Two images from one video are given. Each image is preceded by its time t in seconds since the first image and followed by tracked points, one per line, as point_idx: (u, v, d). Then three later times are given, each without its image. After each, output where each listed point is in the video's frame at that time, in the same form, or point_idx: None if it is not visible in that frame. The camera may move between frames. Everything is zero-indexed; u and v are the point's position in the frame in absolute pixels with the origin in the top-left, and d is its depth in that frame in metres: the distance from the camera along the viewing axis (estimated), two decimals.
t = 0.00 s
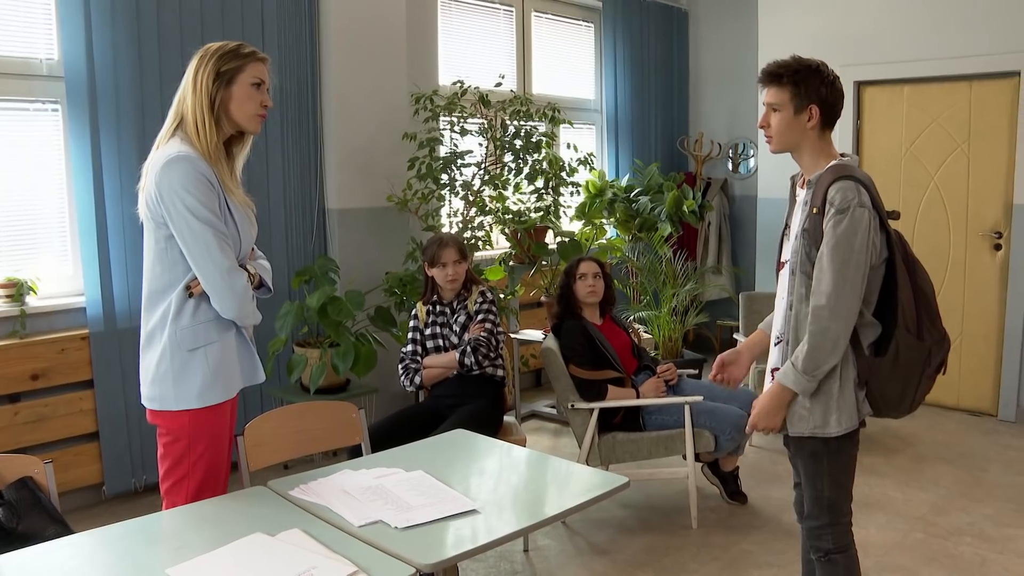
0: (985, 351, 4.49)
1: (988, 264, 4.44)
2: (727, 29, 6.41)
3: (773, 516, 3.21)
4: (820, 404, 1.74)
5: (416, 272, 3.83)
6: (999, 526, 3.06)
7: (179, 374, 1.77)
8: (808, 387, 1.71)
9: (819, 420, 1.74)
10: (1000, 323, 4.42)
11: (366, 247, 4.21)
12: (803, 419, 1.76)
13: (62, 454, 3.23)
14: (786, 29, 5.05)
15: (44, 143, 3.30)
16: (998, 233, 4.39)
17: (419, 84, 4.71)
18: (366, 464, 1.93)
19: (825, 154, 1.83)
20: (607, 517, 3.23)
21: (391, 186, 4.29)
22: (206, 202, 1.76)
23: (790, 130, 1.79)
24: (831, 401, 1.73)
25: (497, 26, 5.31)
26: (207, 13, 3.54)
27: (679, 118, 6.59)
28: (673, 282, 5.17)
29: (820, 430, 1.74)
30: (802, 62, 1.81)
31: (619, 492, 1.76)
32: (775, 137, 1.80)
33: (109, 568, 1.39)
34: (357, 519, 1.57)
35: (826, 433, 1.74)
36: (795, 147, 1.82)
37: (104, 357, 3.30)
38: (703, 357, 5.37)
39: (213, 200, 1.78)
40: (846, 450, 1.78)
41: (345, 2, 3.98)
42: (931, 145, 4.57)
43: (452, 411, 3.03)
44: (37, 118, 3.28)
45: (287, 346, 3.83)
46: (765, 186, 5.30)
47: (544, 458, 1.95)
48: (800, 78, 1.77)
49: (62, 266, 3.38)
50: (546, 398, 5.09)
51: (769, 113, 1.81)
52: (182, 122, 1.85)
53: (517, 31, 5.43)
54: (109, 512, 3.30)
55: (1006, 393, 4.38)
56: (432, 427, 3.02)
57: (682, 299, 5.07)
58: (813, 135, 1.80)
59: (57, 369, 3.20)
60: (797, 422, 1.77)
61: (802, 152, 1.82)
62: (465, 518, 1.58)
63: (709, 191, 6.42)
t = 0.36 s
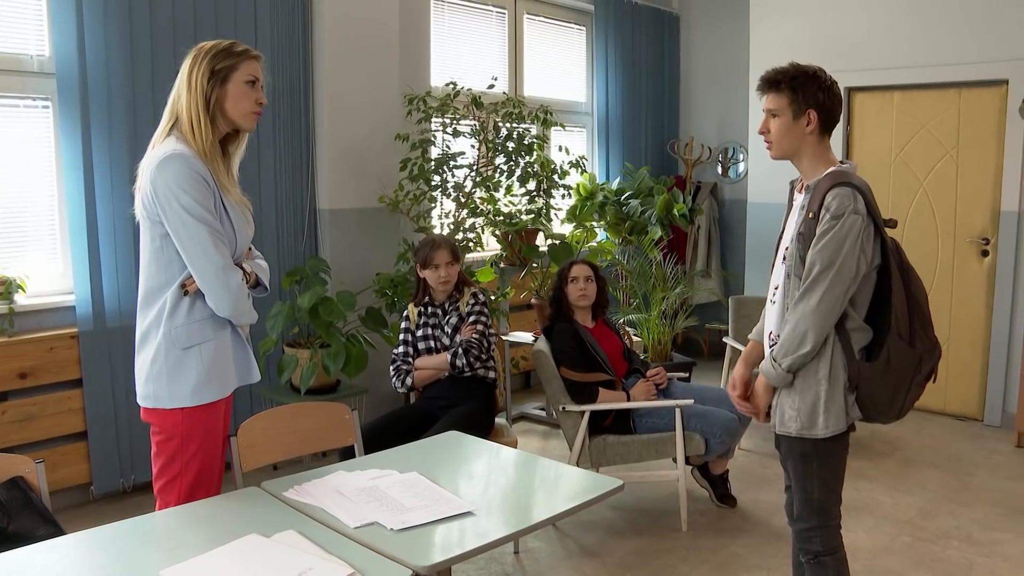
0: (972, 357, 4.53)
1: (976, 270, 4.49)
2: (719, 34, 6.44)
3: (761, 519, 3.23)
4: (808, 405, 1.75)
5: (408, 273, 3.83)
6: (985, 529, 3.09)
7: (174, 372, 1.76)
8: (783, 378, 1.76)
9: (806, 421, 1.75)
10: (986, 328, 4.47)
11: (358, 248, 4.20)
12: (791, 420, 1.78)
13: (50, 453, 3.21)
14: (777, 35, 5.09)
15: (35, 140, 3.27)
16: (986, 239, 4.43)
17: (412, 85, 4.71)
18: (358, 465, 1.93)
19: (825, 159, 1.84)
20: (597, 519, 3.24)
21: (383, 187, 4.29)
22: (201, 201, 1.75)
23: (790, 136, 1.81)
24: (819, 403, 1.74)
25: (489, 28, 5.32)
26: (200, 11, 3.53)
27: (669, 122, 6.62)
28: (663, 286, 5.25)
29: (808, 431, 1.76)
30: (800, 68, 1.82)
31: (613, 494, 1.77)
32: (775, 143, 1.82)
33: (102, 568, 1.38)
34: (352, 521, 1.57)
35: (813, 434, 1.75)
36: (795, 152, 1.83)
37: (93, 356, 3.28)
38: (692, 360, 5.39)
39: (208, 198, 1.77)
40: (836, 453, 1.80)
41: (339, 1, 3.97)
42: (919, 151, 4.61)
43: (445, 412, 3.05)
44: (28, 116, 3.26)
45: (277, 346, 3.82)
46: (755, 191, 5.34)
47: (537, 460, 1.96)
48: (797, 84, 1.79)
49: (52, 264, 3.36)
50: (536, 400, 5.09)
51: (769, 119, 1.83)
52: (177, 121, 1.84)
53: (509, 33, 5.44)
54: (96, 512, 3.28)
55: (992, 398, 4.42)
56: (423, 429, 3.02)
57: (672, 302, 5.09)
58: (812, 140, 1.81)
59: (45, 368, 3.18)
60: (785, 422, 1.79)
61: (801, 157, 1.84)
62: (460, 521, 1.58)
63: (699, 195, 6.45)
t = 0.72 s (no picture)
0: (963, 359, 4.56)
1: (968, 273, 4.52)
2: (713, 36, 6.46)
3: (756, 520, 3.24)
4: (810, 403, 1.77)
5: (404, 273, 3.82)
6: (978, 530, 3.11)
7: (181, 370, 1.76)
8: (788, 380, 1.77)
9: (808, 419, 1.77)
10: (978, 330, 4.50)
11: (353, 247, 4.20)
12: (793, 418, 1.79)
13: (44, 452, 3.19)
14: (770, 37, 5.13)
15: (30, 137, 3.25)
16: (978, 242, 4.46)
17: (407, 84, 4.71)
18: (359, 465, 1.92)
19: (829, 162, 1.85)
20: (593, 519, 3.24)
21: (378, 186, 4.28)
22: (206, 199, 1.75)
23: (793, 140, 1.81)
24: (821, 402, 1.75)
25: (484, 28, 5.31)
26: (196, 9, 3.51)
27: (662, 123, 6.64)
28: (656, 287, 5.11)
29: (809, 429, 1.77)
30: (801, 72, 1.83)
31: (615, 495, 1.78)
32: (779, 147, 1.82)
33: (104, 569, 1.38)
34: (355, 521, 1.56)
35: (815, 432, 1.77)
36: (799, 156, 1.84)
37: (87, 355, 3.26)
38: (685, 361, 5.41)
39: (213, 196, 1.77)
40: (836, 452, 1.81)
41: None
42: (912, 155, 4.64)
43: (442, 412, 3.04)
44: (22, 112, 3.23)
45: (273, 346, 3.80)
46: (748, 193, 5.36)
47: (538, 461, 1.96)
48: (799, 89, 1.79)
49: (45, 262, 3.33)
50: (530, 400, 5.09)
51: (772, 124, 1.84)
52: (177, 119, 1.83)
53: (504, 33, 5.44)
54: (90, 511, 3.26)
55: (983, 400, 4.46)
56: (420, 428, 3.02)
57: (665, 303, 5.11)
58: (816, 143, 1.82)
59: (39, 366, 3.16)
60: (787, 421, 1.80)
61: (805, 160, 1.85)
62: (463, 520, 1.58)
63: (693, 196, 6.47)
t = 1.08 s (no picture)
0: (962, 357, 4.58)
1: (967, 271, 4.52)
2: (712, 34, 6.46)
3: (758, 517, 3.25)
4: (823, 400, 1.78)
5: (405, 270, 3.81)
6: (979, 528, 3.12)
7: (196, 367, 1.75)
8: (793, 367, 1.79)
9: (820, 416, 1.78)
10: (978, 328, 4.51)
11: (354, 245, 4.19)
12: (806, 415, 1.80)
13: (45, 449, 3.18)
14: (770, 35, 5.14)
15: (30, 133, 3.24)
16: (978, 240, 4.47)
17: (407, 81, 4.70)
18: (369, 463, 1.92)
19: (841, 161, 1.84)
20: (596, 517, 3.24)
21: (379, 183, 4.27)
22: (217, 194, 1.74)
23: (804, 140, 1.81)
24: (834, 398, 1.76)
25: (484, 25, 5.30)
26: (197, 5, 3.49)
27: (661, 121, 6.64)
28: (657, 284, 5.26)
29: (821, 425, 1.78)
30: (811, 72, 1.83)
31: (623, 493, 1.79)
32: (791, 148, 1.82)
33: (113, 568, 1.37)
34: (365, 519, 1.56)
35: (827, 428, 1.78)
36: (811, 156, 1.83)
37: (89, 353, 3.25)
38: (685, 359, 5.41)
39: (224, 191, 1.76)
40: (846, 448, 1.81)
41: None
42: (912, 153, 4.64)
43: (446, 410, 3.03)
44: (22, 108, 3.22)
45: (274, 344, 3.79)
46: (747, 192, 5.36)
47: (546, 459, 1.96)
48: (809, 89, 1.79)
49: (46, 259, 3.32)
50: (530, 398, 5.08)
51: (783, 125, 1.84)
52: (181, 114, 1.81)
53: (504, 31, 5.43)
54: (91, 509, 3.25)
55: (982, 397, 4.47)
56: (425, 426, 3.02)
57: (665, 301, 5.11)
58: (828, 143, 1.82)
59: (40, 364, 3.15)
60: (800, 417, 1.81)
61: (817, 160, 1.85)
62: (473, 518, 1.58)
63: (692, 194, 6.47)
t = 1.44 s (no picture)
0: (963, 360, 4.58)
1: (968, 274, 4.53)
2: (714, 36, 6.46)
3: (761, 519, 3.24)
4: (832, 403, 1.77)
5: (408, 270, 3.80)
6: (982, 531, 3.12)
7: (208, 366, 1.74)
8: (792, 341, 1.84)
9: (830, 419, 1.77)
10: (978, 331, 4.51)
11: (355, 245, 4.18)
12: (815, 418, 1.79)
13: (45, 448, 3.17)
14: (772, 37, 5.14)
15: (32, 131, 3.22)
16: (979, 244, 4.47)
17: (410, 81, 4.69)
18: (377, 464, 1.92)
19: (853, 164, 1.84)
20: (598, 519, 3.24)
21: (381, 183, 4.27)
22: (227, 192, 1.73)
23: (818, 143, 1.81)
24: (844, 402, 1.76)
25: (486, 26, 5.30)
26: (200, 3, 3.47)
27: (662, 123, 6.63)
28: (657, 287, 5.18)
29: (831, 429, 1.78)
30: (824, 76, 1.83)
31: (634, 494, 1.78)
32: (804, 151, 1.82)
33: (121, 568, 1.36)
34: (374, 520, 1.55)
35: (837, 431, 1.77)
36: (824, 160, 1.83)
37: (90, 352, 3.23)
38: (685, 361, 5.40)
39: (233, 190, 1.75)
40: (855, 451, 1.81)
41: None
42: (914, 156, 4.64)
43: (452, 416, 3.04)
44: (25, 105, 3.20)
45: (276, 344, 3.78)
46: (748, 194, 5.36)
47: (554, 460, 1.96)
48: (822, 92, 1.79)
49: (48, 257, 3.31)
50: (530, 399, 5.07)
51: (797, 128, 1.84)
52: (189, 111, 1.79)
53: (506, 32, 5.43)
54: (92, 509, 3.24)
55: (983, 400, 4.47)
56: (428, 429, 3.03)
57: (666, 303, 5.10)
58: (841, 145, 1.81)
59: (42, 363, 3.14)
60: (809, 421, 1.81)
61: (830, 163, 1.84)
62: (483, 519, 1.57)
63: (692, 195, 6.47)
